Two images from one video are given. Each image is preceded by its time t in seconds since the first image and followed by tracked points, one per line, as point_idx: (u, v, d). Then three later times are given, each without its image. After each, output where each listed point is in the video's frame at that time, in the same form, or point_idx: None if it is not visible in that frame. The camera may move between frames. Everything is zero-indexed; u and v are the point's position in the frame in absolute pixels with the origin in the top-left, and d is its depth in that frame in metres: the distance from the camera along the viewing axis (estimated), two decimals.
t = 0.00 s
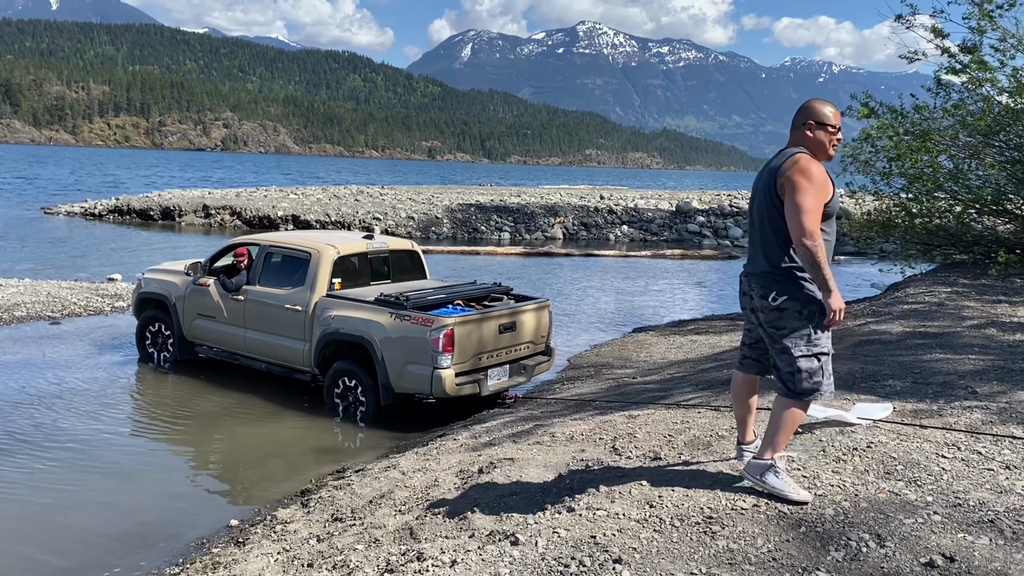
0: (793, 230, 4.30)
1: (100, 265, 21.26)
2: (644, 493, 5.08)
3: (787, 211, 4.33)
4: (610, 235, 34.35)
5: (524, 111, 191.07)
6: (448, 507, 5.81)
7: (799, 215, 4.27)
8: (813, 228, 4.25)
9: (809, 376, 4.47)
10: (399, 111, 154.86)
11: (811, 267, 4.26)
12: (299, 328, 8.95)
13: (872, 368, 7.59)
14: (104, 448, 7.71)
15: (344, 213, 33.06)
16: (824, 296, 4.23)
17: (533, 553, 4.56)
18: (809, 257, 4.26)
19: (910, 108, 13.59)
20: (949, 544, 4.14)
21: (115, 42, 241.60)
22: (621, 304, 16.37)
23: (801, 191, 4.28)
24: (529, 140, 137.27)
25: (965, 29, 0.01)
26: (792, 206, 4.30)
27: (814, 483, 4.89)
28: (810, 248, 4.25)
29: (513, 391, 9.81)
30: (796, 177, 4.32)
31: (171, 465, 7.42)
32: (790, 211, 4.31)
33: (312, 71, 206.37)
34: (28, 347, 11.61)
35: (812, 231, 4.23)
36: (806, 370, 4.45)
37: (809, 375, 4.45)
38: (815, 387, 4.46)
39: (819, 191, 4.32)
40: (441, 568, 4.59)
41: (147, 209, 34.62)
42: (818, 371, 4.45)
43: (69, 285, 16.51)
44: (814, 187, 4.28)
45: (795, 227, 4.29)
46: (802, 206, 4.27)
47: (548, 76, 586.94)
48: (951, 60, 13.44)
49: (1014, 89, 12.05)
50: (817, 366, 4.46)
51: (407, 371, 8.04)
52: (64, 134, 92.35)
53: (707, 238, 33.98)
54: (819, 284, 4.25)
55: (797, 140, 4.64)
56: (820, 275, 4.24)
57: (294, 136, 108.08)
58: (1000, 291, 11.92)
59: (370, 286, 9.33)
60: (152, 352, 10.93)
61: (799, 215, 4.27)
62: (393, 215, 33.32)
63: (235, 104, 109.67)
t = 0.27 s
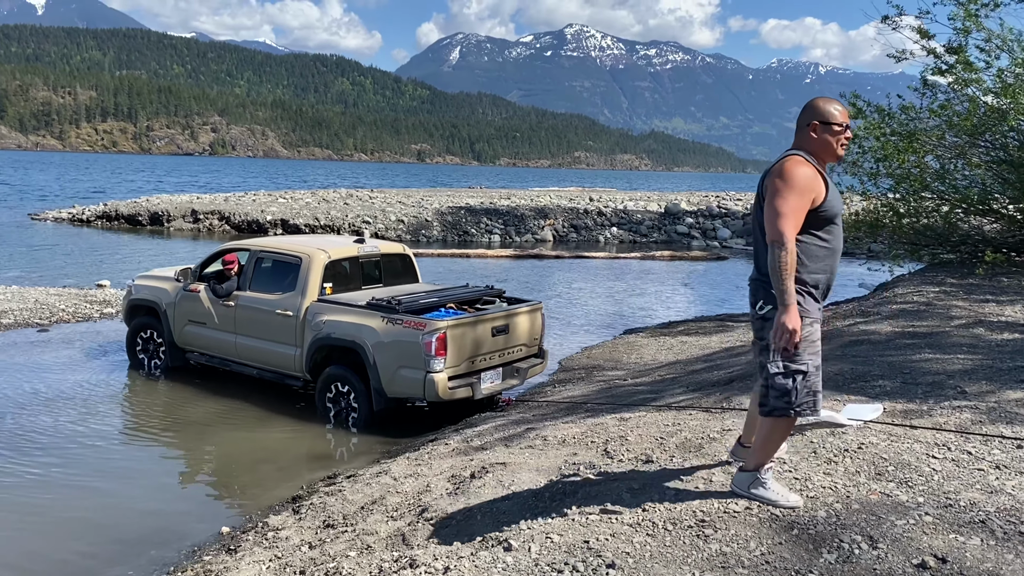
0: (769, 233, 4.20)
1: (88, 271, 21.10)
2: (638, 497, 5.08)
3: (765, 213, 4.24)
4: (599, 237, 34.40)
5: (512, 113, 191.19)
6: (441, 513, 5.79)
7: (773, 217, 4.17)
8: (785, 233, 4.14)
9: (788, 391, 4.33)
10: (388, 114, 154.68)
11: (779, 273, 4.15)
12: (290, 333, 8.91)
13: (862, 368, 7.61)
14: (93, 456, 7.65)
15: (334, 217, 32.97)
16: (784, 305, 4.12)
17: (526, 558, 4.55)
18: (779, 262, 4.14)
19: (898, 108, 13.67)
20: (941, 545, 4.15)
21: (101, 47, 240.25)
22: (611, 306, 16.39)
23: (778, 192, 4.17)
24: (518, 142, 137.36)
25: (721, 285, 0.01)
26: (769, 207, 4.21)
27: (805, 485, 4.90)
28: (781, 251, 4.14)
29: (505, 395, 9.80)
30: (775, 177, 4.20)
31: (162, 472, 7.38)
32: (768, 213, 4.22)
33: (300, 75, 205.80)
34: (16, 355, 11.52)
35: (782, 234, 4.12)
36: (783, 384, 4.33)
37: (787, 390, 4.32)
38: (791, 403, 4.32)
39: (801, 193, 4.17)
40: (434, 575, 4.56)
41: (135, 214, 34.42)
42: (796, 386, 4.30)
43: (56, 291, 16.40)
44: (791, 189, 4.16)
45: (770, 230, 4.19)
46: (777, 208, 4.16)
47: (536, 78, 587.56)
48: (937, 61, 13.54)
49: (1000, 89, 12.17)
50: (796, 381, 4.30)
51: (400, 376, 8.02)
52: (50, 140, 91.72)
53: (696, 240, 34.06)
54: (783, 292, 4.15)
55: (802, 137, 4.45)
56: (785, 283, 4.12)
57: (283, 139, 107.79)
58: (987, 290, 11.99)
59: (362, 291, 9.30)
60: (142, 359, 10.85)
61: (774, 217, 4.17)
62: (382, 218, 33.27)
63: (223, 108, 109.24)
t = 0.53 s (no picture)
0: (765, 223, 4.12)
1: (73, 274, 20.91)
2: (631, 496, 5.09)
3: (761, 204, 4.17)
4: (588, 236, 34.44)
5: (499, 113, 191.13)
6: (433, 514, 5.77)
7: (768, 207, 4.09)
8: (779, 223, 4.06)
9: (774, 385, 4.32)
10: (374, 114, 154.32)
11: (772, 265, 4.08)
12: (280, 335, 8.86)
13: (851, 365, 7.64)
14: (80, 460, 7.58)
15: (321, 217, 32.84)
16: (777, 299, 4.07)
17: (519, 558, 4.55)
18: (773, 255, 4.07)
19: (883, 105, 13.75)
20: (933, 540, 4.16)
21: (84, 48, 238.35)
22: (600, 305, 16.40)
23: (773, 181, 4.09)
24: (505, 142, 137.40)
25: None
26: (766, 197, 4.13)
27: (797, 481, 4.91)
28: (775, 243, 4.07)
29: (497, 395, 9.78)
30: (772, 165, 4.11)
31: (151, 476, 7.34)
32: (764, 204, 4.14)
33: (285, 75, 204.94)
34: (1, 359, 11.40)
35: (777, 225, 4.05)
36: (769, 377, 4.33)
37: (773, 384, 4.32)
38: (775, 397, 4.32)
39: (798, 183, 4.08)
40: None
41: (121, 216, 34.16)
42: (782, 381, 4.28)
43: (42, 295, 16.25)
44: (787, 178, 4.07)
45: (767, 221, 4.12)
46: (773, 198, 4.08)
47: (523, 78, 587.63)
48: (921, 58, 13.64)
49: (984, 86, 12.28)
50: (784, 376, 4.27)
51: (391, 377, 7.98)
52: (33, 142, 90.90)
53: (684, 238, 34.14)
54: (777, 284, 4.06)
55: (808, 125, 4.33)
56: (780, 275, 4.04)
57: (269, 140, 107.29)
58: (973, 285, 12.08)
59: (352, 291, 9.26)
60: (131, 362, 10.77)
61: (769, 207, 4.09)
62: (370, 219, 33.16)
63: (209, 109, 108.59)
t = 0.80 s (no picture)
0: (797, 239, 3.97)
1: (56, 277, 20.72)
2: (620, 494, 5.10)
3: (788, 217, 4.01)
4: (575, 234, 34.47)
5: (485, 111, 190.99)
6: (422, 514, 5.76)
7: (798, 222, 3.93)
8: (814, 240, 3.90)
9: (780, 387, 4.24)
10: (360, 113, 153.80)
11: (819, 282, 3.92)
12: (269, 336, 8.82)
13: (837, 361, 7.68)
14: (66, 464, 7.51)
15: (307, 217, 32.71)
16: (835, 317, 3.92)
17: (508, 558, 4.54)
18: (813, 271, 3.91)
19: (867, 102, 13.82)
20: (919, 535, 4.18)
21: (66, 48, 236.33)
22: (588, 303, 16.42)
23: (801, 195, 3.92)
24: (492, 140, 137.24)
25: None
26: (793, 211, 3.96)
27: (785, 478, 4.93)
28: (813, 261, 3.91)
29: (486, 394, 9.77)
30: (799, 176, 3.94)
31: (139, 479, 7.29)
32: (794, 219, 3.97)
33: (270, 75, 203.89)
34: None
35: (813, 242, 3.88)
36: (774, 379, 4.25)
37: (777, 386, 4.24)
38: (779, 398, 4.25)
39: (825, 194, 3.92)
40: None
41: (105, 218, 33.89)
42: (787, 386, 4.20)
43: (25, 298, 16.10)
44: (816, 191, 3.89)
45: (797, 237, 3.96)
46: (802, 213, 3.92)
47: (509, 76, 587.35)
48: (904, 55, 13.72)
49: (967, 82, 12.32)
50: (790, 380, 4.20)
51: (382, 377, 7.95)
52: (15, 144, 90.02)
53: (671, 235, 34.23)
54: (830, 304, 3.92)
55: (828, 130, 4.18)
56: (826, 293, 3.91)
57: (254, 140, 106.74)
58: (957, 281, 12.17)
59: (342, 292, 9.22)
60: (118, 365, 10.69)
61: (799, 223, 3.93)
62: (356, 218, 33.06)
63: (193, 109, 107.86)
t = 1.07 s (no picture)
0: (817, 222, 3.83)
1: (37, 278, 20.52)
2: (605, 491, 5.10)
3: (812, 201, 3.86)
4: (560, 231, 34.50)
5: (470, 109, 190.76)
6: (407, 513, 5.74)
7: (820, 204, 3.79)
8: (834, 221, 3.75)
9: (829, 391, 3.99)
10: (344, 111, 153.22)
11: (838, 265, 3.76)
12: (256, 336, 8.76)
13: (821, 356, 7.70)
14: (48, 467, 7.43)
15: (291, 216, 32.54)
16: (855, 297, 3.74)
17: (493, 557, 4.52)
18: (834, 252, 3.75)
19: (849, 98, 13.88)
20: (902, 529, 4.20)
21: (47, 46, 233.98)
22: (574, 301, 16.43)
23: (824, 176, 3.78)
24: (477, 138, 137.12)
25: None
26: (815, 194, 3.82)
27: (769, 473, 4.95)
28: (832, 243, 3.76)
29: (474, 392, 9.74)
30: (822, 158, 3.80)
31: (124, 480, 7.23)
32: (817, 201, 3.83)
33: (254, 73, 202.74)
34: None
35: (833, 223, 3.74)
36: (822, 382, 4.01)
37: (825, 390, 4.00)
38: (830, 406, 3.98)
39: (851, 175, 3.76)
40: None
41: (87, 218, 33.59)
42: (835, 387, 3.95)
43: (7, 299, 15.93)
44: (837, 171, 3.75)
45: (819, 219, 3.82)
46: (824, 194, 3.78)
47: (494, 73, 586.84)
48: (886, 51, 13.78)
49: (947, 78, 12.37)
50: (838, 382, 3.95)
51: (370, 376, 7.91)
52: None
53: (656, 232, 34.30)
54: (849, 284, 3.75)
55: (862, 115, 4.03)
56: (843, 274, 3.74)
57: (238, 139, 106.11)
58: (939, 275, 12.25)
59: (329, 291, 9.17)
60: (104, 367, 10.59)
61: (822, 204, 3.79)
62: (341, 217, 32.93)
63: (176, 108, 107.08)
